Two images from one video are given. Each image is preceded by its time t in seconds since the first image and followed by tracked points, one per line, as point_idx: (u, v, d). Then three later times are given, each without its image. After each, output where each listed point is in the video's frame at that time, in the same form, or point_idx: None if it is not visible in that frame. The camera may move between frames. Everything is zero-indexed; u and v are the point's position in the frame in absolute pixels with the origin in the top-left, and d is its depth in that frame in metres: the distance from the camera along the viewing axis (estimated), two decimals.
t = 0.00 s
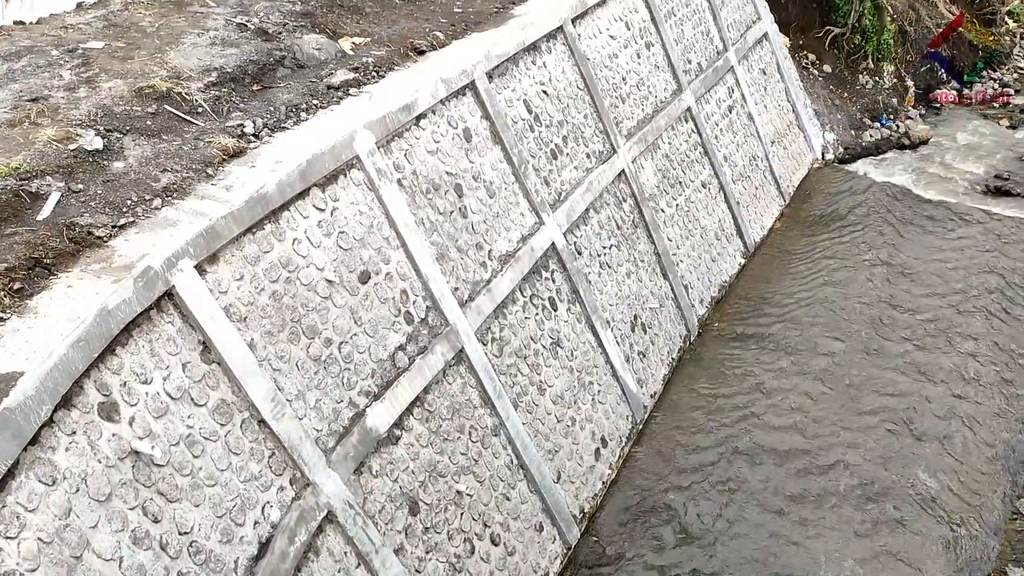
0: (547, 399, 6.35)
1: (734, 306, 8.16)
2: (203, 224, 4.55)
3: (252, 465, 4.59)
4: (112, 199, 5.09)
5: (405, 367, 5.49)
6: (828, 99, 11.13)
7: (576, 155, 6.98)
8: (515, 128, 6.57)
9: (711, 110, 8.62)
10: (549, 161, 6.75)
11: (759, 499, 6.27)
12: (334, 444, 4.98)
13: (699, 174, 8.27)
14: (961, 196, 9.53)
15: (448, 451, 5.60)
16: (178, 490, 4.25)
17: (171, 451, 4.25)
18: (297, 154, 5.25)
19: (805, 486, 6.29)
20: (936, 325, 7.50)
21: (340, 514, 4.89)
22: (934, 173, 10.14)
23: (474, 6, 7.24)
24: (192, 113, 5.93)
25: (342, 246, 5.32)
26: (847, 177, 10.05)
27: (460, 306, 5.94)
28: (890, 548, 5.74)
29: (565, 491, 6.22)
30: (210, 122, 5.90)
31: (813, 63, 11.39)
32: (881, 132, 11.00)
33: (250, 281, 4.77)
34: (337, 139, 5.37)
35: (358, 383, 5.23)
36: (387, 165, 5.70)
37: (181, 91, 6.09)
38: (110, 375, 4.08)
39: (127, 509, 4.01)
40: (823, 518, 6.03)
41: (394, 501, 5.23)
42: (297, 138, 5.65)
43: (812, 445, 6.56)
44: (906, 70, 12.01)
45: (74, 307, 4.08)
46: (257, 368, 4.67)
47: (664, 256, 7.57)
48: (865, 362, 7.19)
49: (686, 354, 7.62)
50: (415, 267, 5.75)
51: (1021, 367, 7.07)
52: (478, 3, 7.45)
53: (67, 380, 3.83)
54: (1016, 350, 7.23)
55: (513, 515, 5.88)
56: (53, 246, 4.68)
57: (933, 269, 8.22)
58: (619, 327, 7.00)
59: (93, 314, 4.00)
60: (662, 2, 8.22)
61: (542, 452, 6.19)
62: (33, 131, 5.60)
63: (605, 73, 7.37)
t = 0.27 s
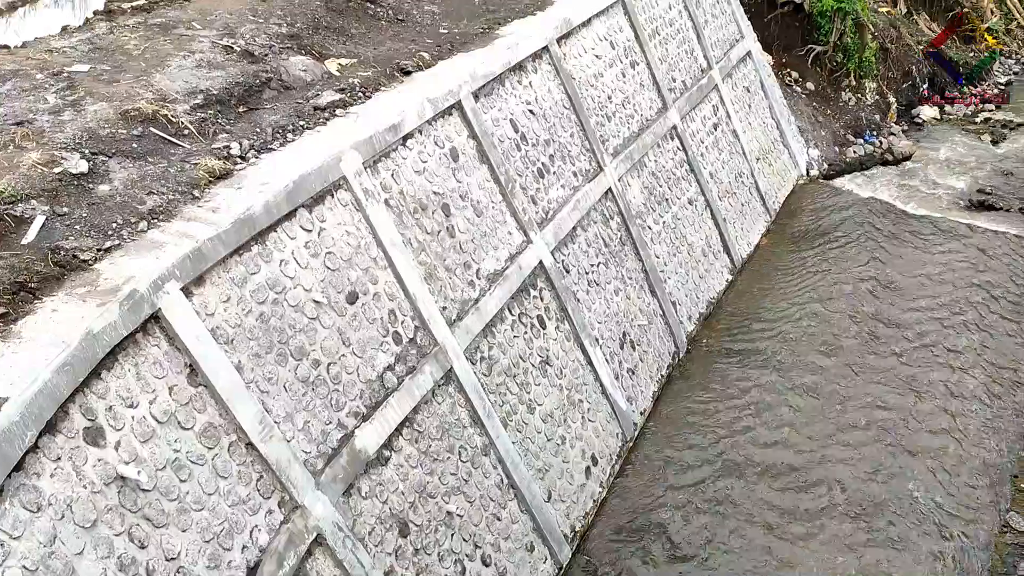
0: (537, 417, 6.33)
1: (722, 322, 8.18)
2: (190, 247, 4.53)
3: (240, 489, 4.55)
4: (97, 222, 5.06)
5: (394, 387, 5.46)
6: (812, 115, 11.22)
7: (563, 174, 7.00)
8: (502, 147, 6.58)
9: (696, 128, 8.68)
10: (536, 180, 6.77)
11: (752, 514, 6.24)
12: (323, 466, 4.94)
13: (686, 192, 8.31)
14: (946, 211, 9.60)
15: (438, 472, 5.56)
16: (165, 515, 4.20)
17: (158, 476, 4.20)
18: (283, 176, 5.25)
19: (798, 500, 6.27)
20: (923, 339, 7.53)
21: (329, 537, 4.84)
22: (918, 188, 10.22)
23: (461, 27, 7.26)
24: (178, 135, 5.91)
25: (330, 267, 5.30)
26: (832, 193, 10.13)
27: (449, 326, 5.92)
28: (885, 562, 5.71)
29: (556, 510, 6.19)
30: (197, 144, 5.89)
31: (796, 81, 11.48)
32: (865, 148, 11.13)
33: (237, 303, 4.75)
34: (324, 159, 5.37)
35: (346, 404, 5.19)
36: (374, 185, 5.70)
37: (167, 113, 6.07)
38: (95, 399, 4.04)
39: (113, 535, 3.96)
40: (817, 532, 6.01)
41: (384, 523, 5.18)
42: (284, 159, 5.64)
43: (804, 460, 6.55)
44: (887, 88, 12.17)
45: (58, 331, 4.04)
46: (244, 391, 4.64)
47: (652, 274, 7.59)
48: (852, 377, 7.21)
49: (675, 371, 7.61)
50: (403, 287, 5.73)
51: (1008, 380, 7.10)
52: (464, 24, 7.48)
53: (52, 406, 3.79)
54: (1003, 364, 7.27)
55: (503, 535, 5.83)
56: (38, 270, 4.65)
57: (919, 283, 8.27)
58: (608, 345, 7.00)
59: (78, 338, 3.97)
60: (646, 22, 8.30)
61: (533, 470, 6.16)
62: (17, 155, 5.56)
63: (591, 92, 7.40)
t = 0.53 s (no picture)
0: (526, 436, 6.30)
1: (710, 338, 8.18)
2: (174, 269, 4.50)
3: (226, 513, 4.50)
4: (80, 245, 5.02)
5: (380, 408, 5.42)
6: (795, 131, 11.29)
7: (549, 192, 7.01)
8: (487, 165, 6.59)
9: (680, 145, 8.72)
10: (521, 198, 6.77)
11: (745, 528, 6.22)
12: (309, 489, 4.89)
13: (671, 208, 8.34)
14: (928, 225, 9.66)
15: (426, 492, 5.52)
16: (150, 541, 4.14)
17: (142, 501, 4.15)
18: (268, 198, 5.24)
19: (790, 514, 6.25)
20: (909, 352, 7.56)
21: (317, 560, 4.78)
22: (901, 202, 10.30)
23: (445, 47, 7.28)
24: (162, 157, 5.89)
25: (316, 287, 5.28)
26: (816, 208, 10.19)
27: (436, 345, 5.90)
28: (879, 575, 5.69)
29: (546, 529, 6.14)
30: (181, 166, 5.86)
31: (779, 98, 11.58)
32: (847, 163, 11.19)
33: (223, 325, 4.72)
34: (309, 180, 5.36)
35: (333, 425, 5.15)
36: (360, 205, 5.69)
37: (151, 135, 6.04)
38: (79, 424, 3.99)
39: (97, 563, 3.90)
40: (810, 546, 5.99)
41: (372, 546, 5.12)
42: (269, 180, 5.62)
43: (795, 474, 6.54)
44: (868, 103, 12.26)
45: (41, 355, 3.99)
46: (230, 413, 4.60)
47: (638, 291, 7.60)
48: (840, 391, 7.22)
49: (664, 387, 7.60)
50: (389, 307, 5.71)
51: (994, 393, 7.12)
52: (448, 43, 7.50)
53: (34, 432, 3.75)
54: (988, 376, 7.29)
55: (493, 556, 5.79)
56: (20, 295, 4.60)
57: (904, 297, 8.32)
58: (596, 362, 6.99)
59: (61, 362, 3.93)
60: (629, 40, 8.36)
61: (522, 489, 6.13)
62: None
63: (575, 110, 7.43)
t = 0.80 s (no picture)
0: (513, 454, 6.27)
1: (696, 353, 8.19)
2: (158, 290, 4.46)
3: (210, 536, 4.44)
4: (62, 267, 4.97)
5: (367, 428, 5.38)
6: (778, 147, 11.37)
7: (534, 210, 7.02)
8: (472, 183, 6.59)
9: (664, 161, 8.77)
10: (506, 216, 6.78)
11: (736, 543, 6.20)
12: (295, 511, 4.84)
13: (656, 224, 8.37)
14: (910, 239, 9.77)
15: (414, 512, 5.48)
16: (133, 567, 4.07)
17: (125, 526, 4.08)
18: (252, 218, 5.21)
19: (781, 528, 6.24)
20: (892, 365, 7.61)
21: None
22: (882, 217, 10.39)
23: (430, 66, 7.29)
24: (145, 177, 5.85)
25: (301, 307, 5.25)
26: (799, 222, 10.27)
27: (422, 364, 5.87)
28: None
29: (534, 547, 6.10)
30: (164, 186, 5.82)
31: (760, 115, 11.71)
32: (829, 179, 11.31)
33: (207, 346, 4.68)
34: (293, 200, 5.35)
35: (319, 446, 5.10)
36: (345, 224, 5.68)
37: (134, 155, 6.01)
38: (60, 449, 3.93)
39: None
40: (802, 560, 5.97)
41: (359, 568, 5.07)
42: (253, 199, 5.59)
43: (785, 487, 6.54)
44: (849, 119, 12.34)
45: (22, 379, 3.94)
46: (215, 435, 4.55)
47: (624, 307, 7.61)
48: (827, 405, 7.25)
49: (651, 403, 7.60)
50: (375, 326, 5.68)
51: (977, 405, 7.16)
52: (432, 62, 7.51)
53: (15, 457, 3.69)
54: (971, 389, 7.33)
55: None
56: None
57: (888, 310, 8.37)
58: (583, 379, 6.98)
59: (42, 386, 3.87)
60: (612, 58, 8.41)
61: (510, 508, 6.09)
62: None
63: (560, 128, 7.46)
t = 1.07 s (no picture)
0: (499, 473, 6.24)
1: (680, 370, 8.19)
2: (139, 311, 4.42)
3: (192, 561, 4.37)
4: (41, 289, 4.90)
5: (352, 448, 5.34)
6: (759, 163, 11.42)
7: (518, 228, 7.03)
8: (456, 202, 6.59)
9: (647, 179, 8.81)
10: (490, 234, 6.78)
11: (725, 558, 6.18)
12: (279, 533, 4.78)
13: (639, 241, 8.39)
14: (890, 254, 9.86)
15: (399, 533, 5.43)
16: None
17: (106, 551, 4.02)
18: (234, 237, 5.18)
19: (770, 543, 6.23)
20: (875, 379, 7.64)
21: None
22: (862, 232, 10.48)
23: (412, 85, 7.30)
24: (126, 198, 5.80)
25: (284, 327, 5.21)
26: (781, 238, 10.34)
27: (407, 383, 5.84)
28: None
29: (521, 567, 6.06)
30: (145, 207, 5.77)
31: (742, 132, 11.71)
32: (810, 195, 11.34)
33: (189, 367, 4.63)
34: (277, 219, 5.33)
35: (303, 467, 5.06)
36: (328, 244, 5.65)
37: (115, 176, 5.96)
38: (39, 473, 3.87)
39: None
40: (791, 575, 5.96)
41: None
42: (236, 219, 5.55)
43: (772, 502, 6.54)
44: (828, 136, 12.36)
45: None
46: (197, 457, 4.50)
47: (609, 323, 7.62)
48: (813, 419, 7.26)
49: (637, 420, 7.59)
50: (359, 346, 5.65)
51: (960, 419, 7.18)
52: (414, 81, 7.52)
53: None
54: (953, 403, 7.37)
55: None
56: None
57: (870, 324, 8.42)
58: (568, 396, 6.97)
59: (21, 409, 3.81)
60: (594, 76, 8.46)
61: (496, 527, 6.05)
62: None
63: (543, 145, 7.49)
